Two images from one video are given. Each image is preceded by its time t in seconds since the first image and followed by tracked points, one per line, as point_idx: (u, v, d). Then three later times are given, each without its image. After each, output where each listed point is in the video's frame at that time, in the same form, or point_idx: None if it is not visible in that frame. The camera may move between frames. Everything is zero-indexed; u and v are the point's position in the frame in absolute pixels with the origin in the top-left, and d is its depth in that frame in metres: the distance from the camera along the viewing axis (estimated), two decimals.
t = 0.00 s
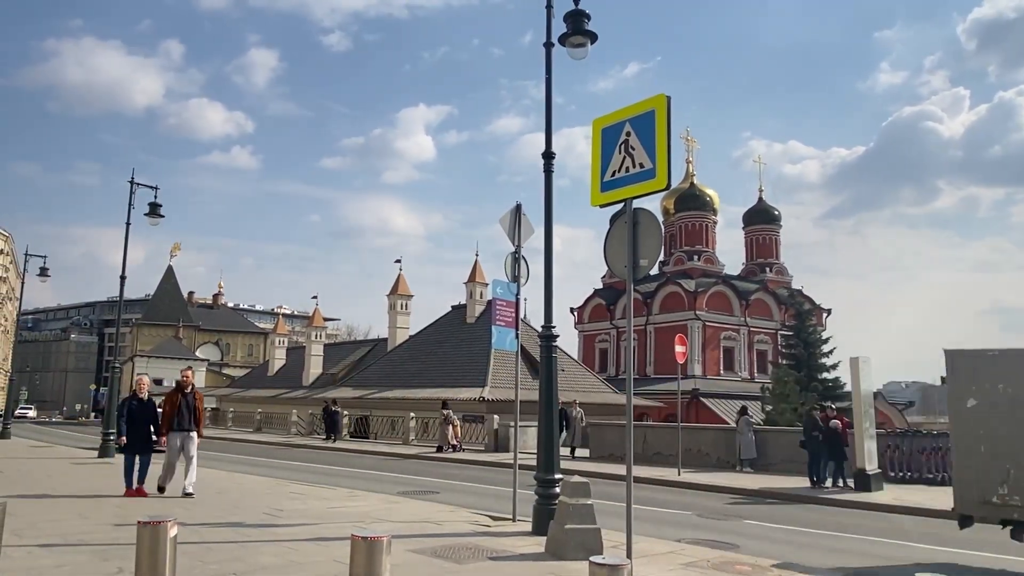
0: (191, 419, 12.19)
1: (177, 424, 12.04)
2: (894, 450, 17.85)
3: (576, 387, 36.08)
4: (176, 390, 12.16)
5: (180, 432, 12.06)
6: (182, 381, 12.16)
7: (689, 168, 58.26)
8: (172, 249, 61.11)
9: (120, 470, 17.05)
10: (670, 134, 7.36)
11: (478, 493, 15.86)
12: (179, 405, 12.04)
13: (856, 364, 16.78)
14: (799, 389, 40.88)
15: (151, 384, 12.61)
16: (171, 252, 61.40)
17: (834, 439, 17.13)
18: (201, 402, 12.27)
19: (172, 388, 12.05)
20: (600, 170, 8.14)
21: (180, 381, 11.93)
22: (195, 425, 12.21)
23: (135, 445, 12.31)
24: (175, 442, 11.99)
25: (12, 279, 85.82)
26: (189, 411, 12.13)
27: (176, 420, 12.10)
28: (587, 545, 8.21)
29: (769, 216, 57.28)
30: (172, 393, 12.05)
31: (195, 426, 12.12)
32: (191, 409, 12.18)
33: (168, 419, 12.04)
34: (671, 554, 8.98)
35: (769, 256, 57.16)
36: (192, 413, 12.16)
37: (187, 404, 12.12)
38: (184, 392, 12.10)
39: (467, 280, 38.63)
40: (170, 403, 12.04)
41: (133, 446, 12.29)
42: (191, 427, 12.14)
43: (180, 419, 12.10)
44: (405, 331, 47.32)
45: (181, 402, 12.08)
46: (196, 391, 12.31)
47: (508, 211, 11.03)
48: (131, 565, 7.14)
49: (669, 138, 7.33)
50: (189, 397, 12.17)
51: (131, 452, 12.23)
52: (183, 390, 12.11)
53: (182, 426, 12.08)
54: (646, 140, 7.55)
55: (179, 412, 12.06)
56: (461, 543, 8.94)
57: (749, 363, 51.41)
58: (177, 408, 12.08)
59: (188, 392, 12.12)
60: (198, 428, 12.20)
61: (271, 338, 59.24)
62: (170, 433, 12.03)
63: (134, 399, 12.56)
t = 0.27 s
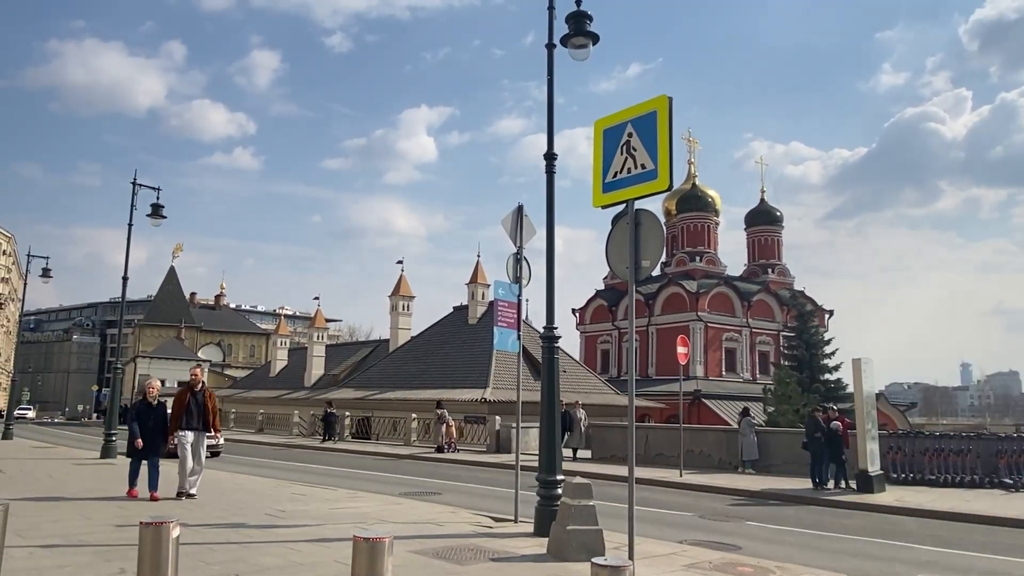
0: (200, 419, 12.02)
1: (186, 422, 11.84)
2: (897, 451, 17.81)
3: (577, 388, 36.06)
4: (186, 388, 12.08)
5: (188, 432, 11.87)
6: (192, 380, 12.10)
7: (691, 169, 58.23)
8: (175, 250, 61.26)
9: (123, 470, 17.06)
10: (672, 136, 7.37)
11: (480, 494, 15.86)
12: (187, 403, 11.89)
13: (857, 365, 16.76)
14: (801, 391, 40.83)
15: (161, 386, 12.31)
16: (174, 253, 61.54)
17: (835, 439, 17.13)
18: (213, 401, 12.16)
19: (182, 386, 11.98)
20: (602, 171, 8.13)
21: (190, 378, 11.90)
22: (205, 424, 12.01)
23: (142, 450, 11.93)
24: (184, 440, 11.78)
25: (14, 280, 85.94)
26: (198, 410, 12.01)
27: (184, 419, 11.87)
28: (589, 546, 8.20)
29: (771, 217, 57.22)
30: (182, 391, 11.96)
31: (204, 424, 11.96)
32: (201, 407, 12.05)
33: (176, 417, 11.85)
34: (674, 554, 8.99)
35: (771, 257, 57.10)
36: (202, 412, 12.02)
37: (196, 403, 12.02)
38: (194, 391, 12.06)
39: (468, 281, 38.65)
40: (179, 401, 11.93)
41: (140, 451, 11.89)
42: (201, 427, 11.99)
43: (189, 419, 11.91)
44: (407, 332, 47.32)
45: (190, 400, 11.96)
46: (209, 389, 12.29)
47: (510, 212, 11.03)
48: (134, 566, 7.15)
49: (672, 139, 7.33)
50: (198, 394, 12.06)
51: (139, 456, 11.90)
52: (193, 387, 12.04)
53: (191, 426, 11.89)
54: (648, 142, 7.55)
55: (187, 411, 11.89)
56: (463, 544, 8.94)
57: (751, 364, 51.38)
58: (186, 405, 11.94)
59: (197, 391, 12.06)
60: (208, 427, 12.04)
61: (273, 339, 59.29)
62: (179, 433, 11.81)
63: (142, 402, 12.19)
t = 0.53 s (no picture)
0: (208, 425, 11.78)
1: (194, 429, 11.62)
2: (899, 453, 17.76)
3: (579, 390, 36.06)
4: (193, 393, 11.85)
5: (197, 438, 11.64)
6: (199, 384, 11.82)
7: (693, 170, 58.22)
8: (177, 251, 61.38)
9: (125, 471, 17.09)
10: (674, 138, 7.37)
11: (482, 495, 15.85)
12: (196, 408, 11.69)
13: (860, 367, 16.74)
14: (803, 392, 40.78)
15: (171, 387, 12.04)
16: (176, 254, 61.68)
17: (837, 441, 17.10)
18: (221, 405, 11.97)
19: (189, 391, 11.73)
20: (603, 173, 8.14)
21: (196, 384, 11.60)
22: (214, 430, 11.79)
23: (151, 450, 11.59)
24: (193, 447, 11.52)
25: (16, 281, 86.05)
26: (206, 415, 11.79)
27: (194, 425, 11.68)
28: (590, 548, 8.20)
29: (772, 218, 57.19)
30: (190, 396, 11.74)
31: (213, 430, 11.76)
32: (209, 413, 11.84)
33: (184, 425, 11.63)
34: (675, 556, 8.98)
35: (773, 258, 57.08)
36: (210, 417, 11.80)
37: (203, 408, 11.79)
38: (201, 395, 11.82)
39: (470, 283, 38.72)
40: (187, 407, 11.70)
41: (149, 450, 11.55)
42: (208, 432, 11.73)
43: (197, 425, 11.68)
44: (408, 333, 47.34)
45: (198, 406, 11.75)
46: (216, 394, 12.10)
47: (511, 214, 11.03)
48: (136, 567, 7.16)
49: (673, 141, 7.34)
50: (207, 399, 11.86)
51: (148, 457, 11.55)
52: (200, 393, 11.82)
53: (199, 431, 11.65)
54: (649, 144, 7.56)
55: (195, 417, 11.66)
56: (465, 546, 8.94)
57: (752, 365, 51.36)
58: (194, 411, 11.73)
59: (204, 396, 11.78)
60: (216, 432, 11.80)
61: (275, 340, 59.34)
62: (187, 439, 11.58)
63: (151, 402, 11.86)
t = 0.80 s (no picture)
0: (218, 421, 11.68)
1: (205, 426, 11.52)
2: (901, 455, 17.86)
3: (581, 392, 36.05)
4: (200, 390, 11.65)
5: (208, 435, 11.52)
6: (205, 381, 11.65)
7: (694, 172, 58.21)
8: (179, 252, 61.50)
9: (127, 472, 17.13)
10: (675, 139, 7.38)
11: (484, 497, 15.85)
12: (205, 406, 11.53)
13: (862, 369, 16.72)
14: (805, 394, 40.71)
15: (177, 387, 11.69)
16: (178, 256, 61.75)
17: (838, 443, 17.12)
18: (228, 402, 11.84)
19: (197, 388, 11.54)
20: (604, 174, 8.14)
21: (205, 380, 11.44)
22: (223, 426, 11.71)
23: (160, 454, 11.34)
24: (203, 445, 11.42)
25: (19, 282, 86.19)
26: (215, 411, 11.66)
27: (203, 422, 11.53)
28: (591, 549, 8.19)
29: (774, 220, 57.13)
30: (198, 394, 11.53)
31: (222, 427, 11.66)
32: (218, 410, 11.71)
33: (195, 422, 11.49)
34: (676, 558, 8.98)
35: (775, 260, 57.04)
36: (219, 413, 11.69)
37: (212, 404, 11.64)
38: (209, 392, 11.62)
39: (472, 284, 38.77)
40: (196, 404, 11.52)
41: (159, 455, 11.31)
42: (218, 429, 11.64)
43: (208, 422, 11.57)
44: (410, 334, 47.35)
45: (207, 403, 11.59)
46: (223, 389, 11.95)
47: (513, 216, 11.03)
48: (137, 568, 7.17)
49: (674, 142, 7.34)
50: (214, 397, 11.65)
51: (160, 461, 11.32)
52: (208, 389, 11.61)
53: (210, 429, 11.54)
54: (651, 145, 7.56)
55: (206, 414, 11.55)
56: (466, 547, 8.94)
57: (754, 367, 51.34)
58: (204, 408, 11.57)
59: (212, 393, 11.64)
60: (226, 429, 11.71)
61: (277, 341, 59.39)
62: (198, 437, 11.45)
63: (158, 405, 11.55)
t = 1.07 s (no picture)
0: (227, 424, 11.57)
1: (215, 429, 11.45)
2: (904, 456, 17.75)
3: (583, 393, 36.04)
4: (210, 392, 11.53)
5: (216, 438, 11.42)
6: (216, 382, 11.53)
7: (697, 173, 58.21)
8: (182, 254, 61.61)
9: (130, 474, 17.16)
10: (678, 141, 7.37)
11: (487, 498, 15.84)
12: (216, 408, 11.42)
13: (865, 370, 16.69)
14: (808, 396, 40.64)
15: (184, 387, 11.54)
16: (180, 257, 61.83)
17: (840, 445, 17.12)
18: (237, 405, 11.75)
19: (208, 389, 11.41)
20: (607, 175, 8.14)
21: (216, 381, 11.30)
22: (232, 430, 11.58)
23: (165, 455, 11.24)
24: (212, 449, 11.31)
25: (21, 283, 86.37)
26: (225, 414, 11.57)
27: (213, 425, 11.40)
28: (593, 551, 8.19)
29: (776, 221, 57.09)
30: (208, 396, 11.41)
31: (232, 430, 11.54)
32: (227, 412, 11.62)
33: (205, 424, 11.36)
34: (679, 560, 8.98)
35: (777, 261, 56.97)
36: (228, 416, 11.59)
37: (222, 407, 11.55)
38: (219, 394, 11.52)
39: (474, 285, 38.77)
40: (206, 405, 11.40)
41: (166, 457, 11.22)
42: (227, 432, 11.53)
43: (217, 424, 11.50)
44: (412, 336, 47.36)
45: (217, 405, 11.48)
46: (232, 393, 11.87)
47: (515, 217, 11.04)
48: (140, 569, 7.18)
49: (677, 144, 7.34)
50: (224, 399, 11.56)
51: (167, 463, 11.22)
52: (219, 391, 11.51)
53: (219, 431, 11.46)
54: (654, 147, 7.55)
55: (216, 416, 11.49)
56: (468, 549, 8.94)
57: (757, 368, 51.29)
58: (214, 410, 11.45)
59: (223, 395, 11.53)
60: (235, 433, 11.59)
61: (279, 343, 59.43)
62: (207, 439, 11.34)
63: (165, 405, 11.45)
